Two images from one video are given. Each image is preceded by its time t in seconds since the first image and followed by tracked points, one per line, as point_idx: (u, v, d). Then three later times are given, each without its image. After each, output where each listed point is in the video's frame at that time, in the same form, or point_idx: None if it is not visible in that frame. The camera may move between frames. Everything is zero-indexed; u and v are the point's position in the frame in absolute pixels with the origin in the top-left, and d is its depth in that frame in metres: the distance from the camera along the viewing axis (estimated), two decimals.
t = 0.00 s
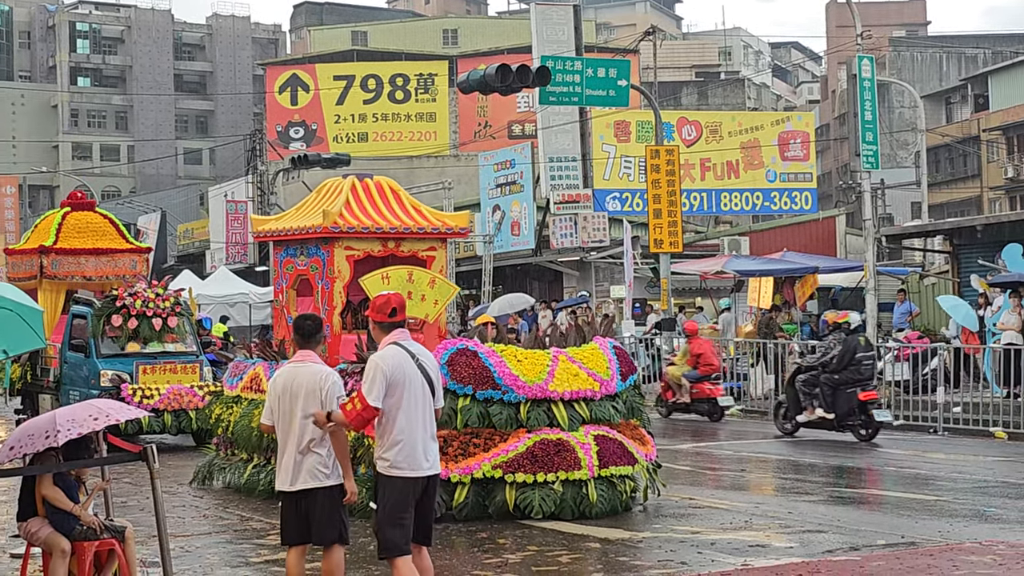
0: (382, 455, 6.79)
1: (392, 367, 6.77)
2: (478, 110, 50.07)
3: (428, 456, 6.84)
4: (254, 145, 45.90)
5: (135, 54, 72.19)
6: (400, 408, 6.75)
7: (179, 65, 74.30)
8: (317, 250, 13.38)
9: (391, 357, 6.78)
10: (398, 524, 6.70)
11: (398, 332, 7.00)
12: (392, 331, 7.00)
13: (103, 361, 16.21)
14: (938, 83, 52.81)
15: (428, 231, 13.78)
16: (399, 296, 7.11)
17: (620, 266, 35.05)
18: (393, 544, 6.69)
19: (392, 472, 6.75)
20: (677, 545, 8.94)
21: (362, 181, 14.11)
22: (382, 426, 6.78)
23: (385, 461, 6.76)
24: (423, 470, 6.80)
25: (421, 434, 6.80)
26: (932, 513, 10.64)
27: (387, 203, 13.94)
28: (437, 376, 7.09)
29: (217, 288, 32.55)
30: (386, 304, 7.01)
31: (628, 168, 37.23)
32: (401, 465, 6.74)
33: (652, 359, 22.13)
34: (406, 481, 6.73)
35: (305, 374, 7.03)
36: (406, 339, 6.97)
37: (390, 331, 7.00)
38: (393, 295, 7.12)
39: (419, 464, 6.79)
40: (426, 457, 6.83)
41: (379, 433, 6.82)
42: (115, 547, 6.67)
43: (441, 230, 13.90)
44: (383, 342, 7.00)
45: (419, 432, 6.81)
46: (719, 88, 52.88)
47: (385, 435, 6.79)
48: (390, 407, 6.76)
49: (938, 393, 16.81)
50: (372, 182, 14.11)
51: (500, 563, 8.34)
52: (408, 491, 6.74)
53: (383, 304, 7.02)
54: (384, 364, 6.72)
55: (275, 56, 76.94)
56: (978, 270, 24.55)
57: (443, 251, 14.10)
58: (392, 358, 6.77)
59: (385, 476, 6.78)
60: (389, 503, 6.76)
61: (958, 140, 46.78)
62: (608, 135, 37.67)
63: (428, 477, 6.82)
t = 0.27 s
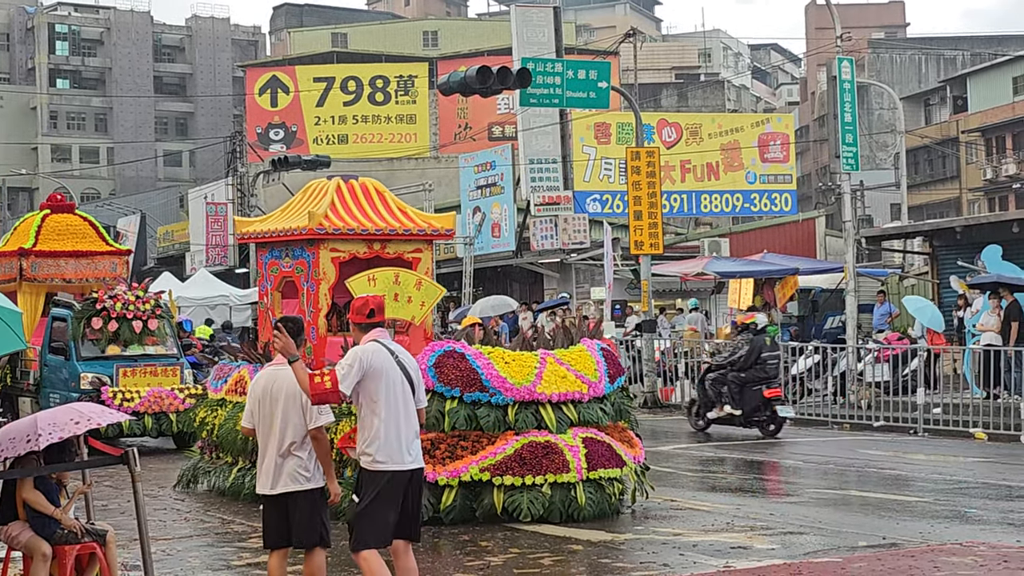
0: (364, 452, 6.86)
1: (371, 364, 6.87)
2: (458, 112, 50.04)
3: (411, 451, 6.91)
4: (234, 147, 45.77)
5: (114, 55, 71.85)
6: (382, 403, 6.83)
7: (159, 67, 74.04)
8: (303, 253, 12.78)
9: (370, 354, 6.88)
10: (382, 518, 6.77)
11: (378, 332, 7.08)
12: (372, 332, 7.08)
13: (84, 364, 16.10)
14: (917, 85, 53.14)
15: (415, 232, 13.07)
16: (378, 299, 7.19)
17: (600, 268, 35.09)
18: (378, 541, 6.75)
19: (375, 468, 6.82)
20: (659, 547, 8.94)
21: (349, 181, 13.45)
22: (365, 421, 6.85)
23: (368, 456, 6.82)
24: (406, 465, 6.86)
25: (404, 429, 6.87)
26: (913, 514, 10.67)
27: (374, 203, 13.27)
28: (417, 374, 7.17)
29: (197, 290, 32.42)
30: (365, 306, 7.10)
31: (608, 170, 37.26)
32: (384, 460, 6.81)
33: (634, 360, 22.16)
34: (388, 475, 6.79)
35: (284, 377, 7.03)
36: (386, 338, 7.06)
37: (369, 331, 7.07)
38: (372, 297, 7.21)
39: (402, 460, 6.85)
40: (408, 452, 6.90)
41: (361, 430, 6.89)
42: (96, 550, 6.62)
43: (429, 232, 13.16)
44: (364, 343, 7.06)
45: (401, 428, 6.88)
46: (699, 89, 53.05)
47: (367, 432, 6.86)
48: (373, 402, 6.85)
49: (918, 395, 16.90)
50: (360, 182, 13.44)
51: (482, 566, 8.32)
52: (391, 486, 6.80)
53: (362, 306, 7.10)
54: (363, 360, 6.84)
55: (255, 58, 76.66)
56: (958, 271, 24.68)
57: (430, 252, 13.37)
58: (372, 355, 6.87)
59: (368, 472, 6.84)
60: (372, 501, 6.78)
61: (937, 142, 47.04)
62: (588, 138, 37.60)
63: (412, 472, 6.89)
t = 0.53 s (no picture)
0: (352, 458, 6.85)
1: (359, 370, 6.85)
2: (442, 119, 50.03)
3: (398, 457, 6.94)
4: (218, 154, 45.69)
5: (97, 64, 71.64)
6: (372, 409, 6.82)
7: (142, 74, 73.71)
8: (292, 260, 12.09)
9: (357, 361, 6.86)
10: (372, 524, 6.79)
11: (362, 340, 7.05)
12: (357, 339, 7.05)
13: (68, 372, 16.00)
14: (900, 92, 53.39)
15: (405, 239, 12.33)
16: (362, 306, 7.16)
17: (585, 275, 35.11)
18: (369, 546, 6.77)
19: (363, 473, 6.82)
20: (646, 554, 8.91)
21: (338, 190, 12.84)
22: (354, 428, 6.83)
23: (358, 463, 6.82)
24: (394, 470, 6.89)
25: (391, 435, 6.89)
26: (899, 520, 10.68)
27: (364, 210, 12.63)
28: (401, 380, 7.17)
29: (182, 298, 32.32)
30: (350, 314, 7.08)
31: (592, 177, 37.29)
32: (373, 465, 6.82)
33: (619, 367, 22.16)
34: (377, 480, 6.81)
35: (268, 386, 6.94)
36: (371, 345, 7.05)
37: (354, 339, 7.05)
38: (354, 305, 7.18)
39: (390, 465, 6.87)
40: (396, 457, 6.92)
41: (348, 436, 6.88)
42: (81, 560, 6.57)
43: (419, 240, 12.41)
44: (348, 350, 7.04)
45: (388, 434, 6.89)
46: (683, 96, 53.21)
47: (355, 438, 6.85)
48: (361, 408, 6.83)
49: (902, 400, 16.93)
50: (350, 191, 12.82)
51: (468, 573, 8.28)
52: (380, 491, 6.82)
53: (346, 314, 7.08)
54: (350, 366, 6.82)
55: (239, 66, 76.43)
56: (942, 277, 24.74)
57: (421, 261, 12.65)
58: (359, 361, 6.85)
59: (357, 478, 6.84)
60: (362, 507, 6.80)
61: (920, 148, 47.26)
62: (573, 145, 37.51)
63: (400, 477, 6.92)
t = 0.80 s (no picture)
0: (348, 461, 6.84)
1: (354, 374, 6.84)
2: (434, 123, 50.03)
3: (393, 461, 6.91)
4: (210, 159, 45.66)
5: (89, 68, 71.52)
6: (367, 413, 6.79)
7: (133, 79, 73.65)
8: (290, 263, 11.97)
9: (353, 366, 6.85)
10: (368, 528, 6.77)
11: (358, 345, 7.05)
12: (352, 344, 7.05)
13: (60, 378, 15.95)
14: (891, 94, 53.49)
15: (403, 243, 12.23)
16: (358, 311, 7.15)
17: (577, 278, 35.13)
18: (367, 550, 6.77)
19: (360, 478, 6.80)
20: (640, 557, 8.89)
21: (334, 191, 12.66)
22: (349, 432, 6.80)
23: (353, 467, 6.80)
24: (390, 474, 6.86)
25: (386, 439, 6.87)
26: (892, 522, 10.68)
27: (362, 213, 12.50)
28: (396, 385, 7.15)
29: (174, 303, 32.27)
30: (345, 319, 7.08)
31: (584, 180, 37.31)
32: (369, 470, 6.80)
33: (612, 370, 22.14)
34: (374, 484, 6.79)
35: (261, 391, 6.91)
36: (366, 351, 7.04)
37: (349, 344, 7.05)
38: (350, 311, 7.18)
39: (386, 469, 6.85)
40: (392, 461, 6.90)
41: (343, 441, 6.86)
42: (75, 566, 6.49)
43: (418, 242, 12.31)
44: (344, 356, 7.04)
45: (383, 439, 6.88)
46: (674, 99, 53.28)
47: (350, 442, 6.83)
48: (356, 413, 6.82)
49: (896, 402, 16.95)
50: (346, 192, 12.66)
51: None
52: (376, 495, 6.80)
53: (341, 319, 7.08)
54: (345, 371, 6.81)
55: (230, 70, 76.26)
56: (933, 279, 24.80)
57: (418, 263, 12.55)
58: (354, 366, 6.85)
59: (353, 483, 6.82)
60: (359, 511, 6.78)
61: (911, 150, 47.36)
62: (565, 148, 37.57)
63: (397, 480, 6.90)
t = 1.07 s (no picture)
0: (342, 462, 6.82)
1: (350, 375, 6.84)
2: (425, 124, 50.00)
3: (388, 461, 6.91)
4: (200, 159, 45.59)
5: (79, 69, 71.35)
6: (363, 413, 6.79)
7: (123, 80, 73.36)
8: (286, 263, 11.93)
9: (349, 367, 6.85)
10: (363, 529, 6.76)
11: (352, 345, 7.05)
12: (347, 344, 7.06)
13: (51, 379, 15.88)
14: (882, 94, 53.56)
15: (398, 243, 12.17)
16: (353, 311, 7.15)
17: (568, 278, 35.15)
18: (360, 551, 6.75)
19: (355, 480, 6.79)
20: (632, 557, 8.89)
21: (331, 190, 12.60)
22: (344, 432, 6.80)
23: (348, 468, 6.79)
24: (385, 475, 6.87)
25: (381, 440, 6.87)
26: (884, 521, 10.69)
27: (358, 214, 12.43)
28: (390, 386, 7.15)
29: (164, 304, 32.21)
30: (340, 319, 7.09)
31: (576, 180, 37.32)
32: (364, 471, 6.79)
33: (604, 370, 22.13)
34: (369, 484, 6.78)
35: (253, 391, 6.86)
36: (361, 351, 7.04)
37: (345, 344, 7.05)
38: (345, 311, 7.18)
39: (382, 470, 6.85)
40: (387, 462, 6.90)
41: (338, 441, 6.86)
42: (66, 567, 6.51)
43: (413, 242, 12.25)
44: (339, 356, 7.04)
45: (378, 440, 6.88)
46: (666, 99, 53.31)
47: (346, 443, 6.83)
48: (352, 414, 6.81)
49: (888, 402, 16.95)
50: (343, 192, 12.60)
51: None
52: (371, 496, 6.80)
53: (337, 319, 7.09)
54: (342, 372, 6.81)
55: (221, 71, 75.93)
56: (924, 278, 24.84)
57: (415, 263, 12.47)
58: (350, 367, 6.84)
59: (348, 484, 6.81)
60: (355, 513, 6.77)
61: (903, 150, 47.45)
62: (556, 148, 37.63)
63: (392, 482, 6.90)
